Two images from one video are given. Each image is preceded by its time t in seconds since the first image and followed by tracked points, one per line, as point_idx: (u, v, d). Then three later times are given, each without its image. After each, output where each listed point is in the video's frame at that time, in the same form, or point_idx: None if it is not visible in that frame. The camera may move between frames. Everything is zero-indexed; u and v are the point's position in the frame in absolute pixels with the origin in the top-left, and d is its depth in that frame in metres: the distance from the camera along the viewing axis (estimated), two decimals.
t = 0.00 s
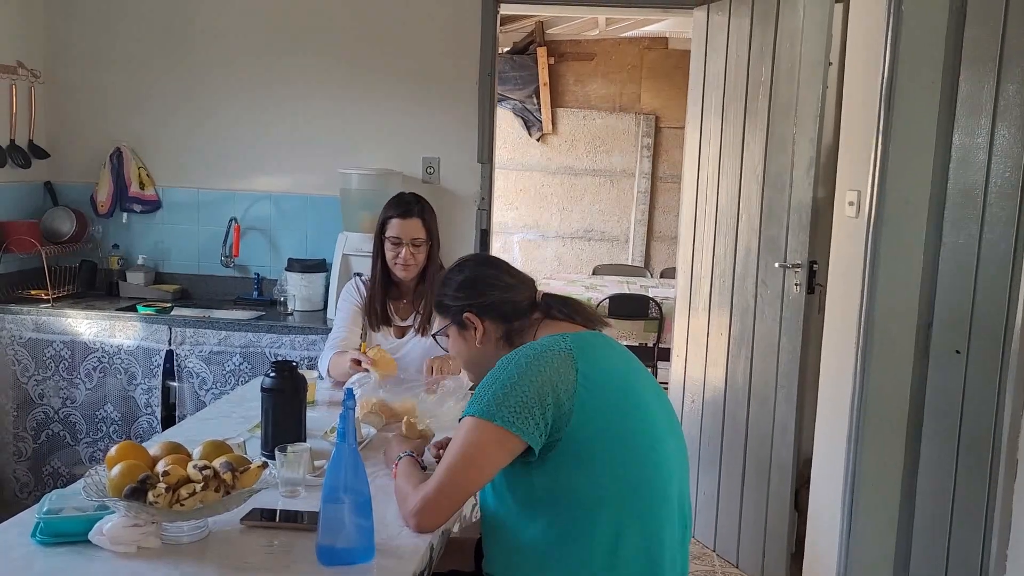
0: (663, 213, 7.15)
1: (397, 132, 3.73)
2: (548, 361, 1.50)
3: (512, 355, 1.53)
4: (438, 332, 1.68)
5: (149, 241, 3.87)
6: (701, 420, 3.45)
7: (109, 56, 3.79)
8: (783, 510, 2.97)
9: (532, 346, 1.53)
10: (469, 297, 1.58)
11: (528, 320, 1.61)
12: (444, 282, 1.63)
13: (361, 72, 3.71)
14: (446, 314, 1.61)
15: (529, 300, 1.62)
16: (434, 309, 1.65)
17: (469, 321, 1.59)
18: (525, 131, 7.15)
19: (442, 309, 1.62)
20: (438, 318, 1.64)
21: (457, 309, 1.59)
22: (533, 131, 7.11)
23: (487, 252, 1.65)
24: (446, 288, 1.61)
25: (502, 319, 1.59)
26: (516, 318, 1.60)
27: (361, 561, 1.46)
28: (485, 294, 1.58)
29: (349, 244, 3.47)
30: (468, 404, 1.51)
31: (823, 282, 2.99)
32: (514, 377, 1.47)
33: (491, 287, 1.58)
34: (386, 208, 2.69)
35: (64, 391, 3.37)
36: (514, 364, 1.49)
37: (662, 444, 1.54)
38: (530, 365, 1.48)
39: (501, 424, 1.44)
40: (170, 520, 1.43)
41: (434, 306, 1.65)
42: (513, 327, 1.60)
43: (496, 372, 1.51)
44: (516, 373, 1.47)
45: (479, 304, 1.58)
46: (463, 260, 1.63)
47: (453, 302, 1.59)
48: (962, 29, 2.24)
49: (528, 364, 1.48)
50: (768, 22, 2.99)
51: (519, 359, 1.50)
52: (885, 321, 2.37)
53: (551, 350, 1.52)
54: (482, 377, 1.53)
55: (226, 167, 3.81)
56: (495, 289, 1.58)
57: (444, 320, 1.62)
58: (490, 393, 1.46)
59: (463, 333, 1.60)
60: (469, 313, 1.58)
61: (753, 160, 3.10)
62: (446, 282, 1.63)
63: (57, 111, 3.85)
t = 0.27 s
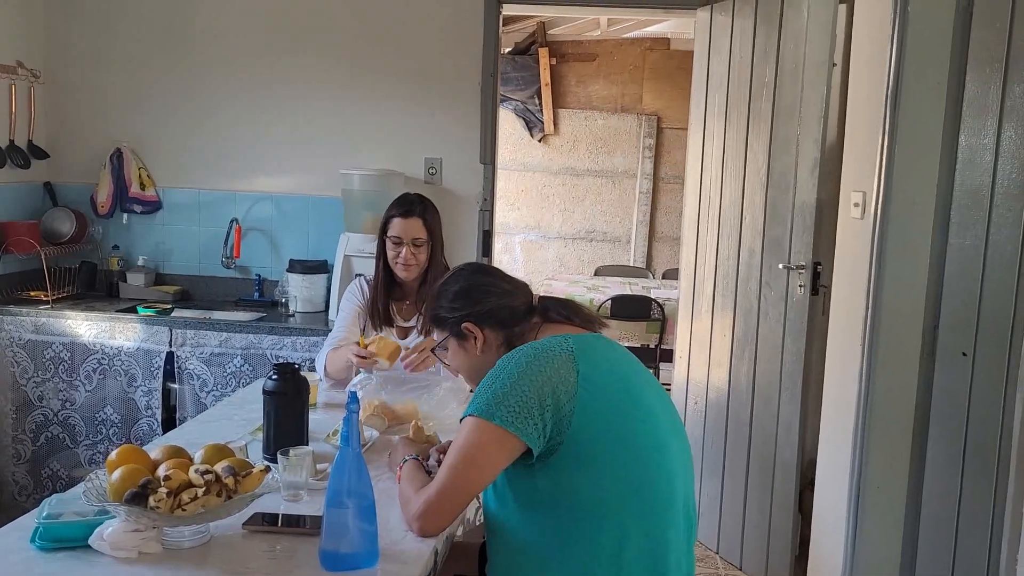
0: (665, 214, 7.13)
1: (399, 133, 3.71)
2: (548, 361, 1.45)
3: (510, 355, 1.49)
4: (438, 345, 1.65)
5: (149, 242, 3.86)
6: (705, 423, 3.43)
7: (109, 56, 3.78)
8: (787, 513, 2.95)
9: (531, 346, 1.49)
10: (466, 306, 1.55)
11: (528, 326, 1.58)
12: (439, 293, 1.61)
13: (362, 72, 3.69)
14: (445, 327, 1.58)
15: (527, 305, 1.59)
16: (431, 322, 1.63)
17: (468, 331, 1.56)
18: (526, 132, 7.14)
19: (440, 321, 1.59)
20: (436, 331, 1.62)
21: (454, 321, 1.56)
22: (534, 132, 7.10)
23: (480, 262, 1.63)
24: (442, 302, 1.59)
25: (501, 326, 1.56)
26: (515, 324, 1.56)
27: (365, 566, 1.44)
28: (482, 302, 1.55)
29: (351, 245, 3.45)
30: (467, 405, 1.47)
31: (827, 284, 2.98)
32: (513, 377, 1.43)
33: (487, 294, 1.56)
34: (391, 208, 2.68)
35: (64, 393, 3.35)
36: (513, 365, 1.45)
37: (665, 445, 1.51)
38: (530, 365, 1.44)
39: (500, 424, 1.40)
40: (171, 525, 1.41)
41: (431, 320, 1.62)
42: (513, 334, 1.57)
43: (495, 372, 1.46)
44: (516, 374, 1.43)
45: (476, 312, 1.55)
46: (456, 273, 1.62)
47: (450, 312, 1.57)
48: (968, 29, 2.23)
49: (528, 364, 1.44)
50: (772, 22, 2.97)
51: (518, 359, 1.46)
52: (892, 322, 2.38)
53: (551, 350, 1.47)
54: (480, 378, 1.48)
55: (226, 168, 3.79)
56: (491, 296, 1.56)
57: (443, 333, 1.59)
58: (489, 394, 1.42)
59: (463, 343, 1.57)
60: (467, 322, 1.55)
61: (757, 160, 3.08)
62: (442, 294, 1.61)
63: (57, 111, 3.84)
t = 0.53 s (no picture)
0: (668, 215, 7.12)
1: (402, 133, 3.71)
2: (552, 361, 1.44)
3: (514, 356, 1.48)
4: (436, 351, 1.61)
5: (152, 243, 3.85)
6: (709, 424, 3.42)
7: (111, 57, 3.77)
8: (792, 515, 2.94)
9: (535, 347, 1.48)
10: (466, 307, 1.53)
11: (529, 326, 1.57)
12: (435, 299, 1.58)
13: (365, 73, 3.69)
14: (444, 329, 1.55)
15: (526, 303, 1.58)
16: (428, 329, 1.59)
17: (471, 331, 1.54)
18: (529, 133, 7.13)
19: (439, 326, 1.56)
20: (434, 336, 1.58)
21: (455, 322, 1.53)
22: (537, 133, 7.09)
23: (475, 264, 1.62)
24: (439, 305, 1.56)
25: (504, 324, 1.55)
26: (517, 323, 1.55)
27: (370, 569, 1.43)
28: (482, 302, 1.54)
29: (354, 246, 3.44)
30: (471, 408, 1.46)
31: (832, 285, 2.97)
32: (518, 377, 1.42)
33: (486, 294, 1.55)
34: (393, 208, 2.68)
35: (67, 395, 3.35)
36: (517, 366, 1.44)
37: (669, 446, 1.50)
38: (534, 366, 1.43)
39: (505, 425, 1.38)
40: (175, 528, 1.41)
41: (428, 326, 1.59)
42: (514, 333, 1.56)
43: (499, 374, 1.45)
44: (520, 375, 1.42)
45: (478, 311, 1.53)
46: (451, 276, 1.60)
47: (450, 315, 1.54)
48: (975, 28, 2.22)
49: (531, 365, 1.43)
50: (776, 22, 2.96)
51: (521, 361, 1.45)
52: (899, 323, 2.38)
53: (554, 351, 1.46)
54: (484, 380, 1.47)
55: (229, 169, 3.78)
56: (491, 295, 1.55)
57: (443, 337, 1.56)
58: (494, 396, 1.41)
59: (466, 343, 1.55)
60: (470, 322, 1.53)
61: (761, 161, 3.07)
62: (437, 299, 1.58)
63: (59, 113, 3.83)
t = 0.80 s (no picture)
0: (670, 215, 7.10)
1: (404, 133, 3.69)
2: (562, 361, 1.42)
3: (524, 357, 1.46)
4: (442, 345, 1.56)
5: (153, 243, 3.84)
6: (712, 424, 3.40)
7: (112, 56, 3.76)
8: (797, 516, 2.92)
9: (544, 348, 1.46)
10: (483, 297, 1.51)
11: (540, 319, 1.56)
12: (447, 289, 1.54)
13: (366, 72, 3.67)
14: (461, 318, 1.51)
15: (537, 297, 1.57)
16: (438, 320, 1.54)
17: (489, 321, 1.50)
18: (531, 132, 7.11)
19: (453, 316, 1.51)
20: (445, 328, 1.53)
21: (475, 308, 1.50)
22: (539, 132, 7.07)
23: (483, 259, 1.60)
24: (455, 293, 1.52)
25: (520, 316, 1.53)
26: (531, 315, 1.55)
27: (375, 571, 1.41)
28: (499, 291, 1.52)
29: (356, 246, 3.42)
30: (480, 408, 1.44)
31: (837, 284, 2.95)
32: (528, 378, 1.40)
33: (502, 285, 1.53)
34: (393, 205, 2.65)
35: (67, 395, 3.33)
36: (528, 366, 1.42)
37: (677, 447, 1.49)
38: (544, 366, 1.41)
39: (516, 426, 1.37)
40: (178, 530, 1.39)
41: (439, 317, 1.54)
42: (528, 325, 1.55)
43: (509, 374, 1.43)
44: (531, 375, 1.40)
45: (496, 301, 1.51)
46: (462, 268, 1.57)
47: (468, 303, 1.50)
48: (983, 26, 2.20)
49: (542, 365, 1.41)
50: (782, 20, 2.95)
51: (531, 361, 1.43)
52: (905, 323, 2.37)
53: (564, 351, 1.45)
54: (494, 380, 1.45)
55: (230, 169, 3.77)
56: (508, 285, 1.54)
57: (457, 327, 1.51)
58: (505, 396, 1.39)
59: (483, 333, 1.51)
60: (489, 312, 1.50)
61: (765, 160, 3.05)
62: (450, 289, 1.54)
63: (60, 112, 3.81)
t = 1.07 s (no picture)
0: (672, 216, 7.11)
1: (406, 135, 3.70)
2: (563, 364, 1.43)
3: (525, 360, 1.46)
4: (449, 338, 1.57)
5: (155, 246, 3.85)
6: (714, 426, 3.41)
7: (114, 59, 3.77)
8: (798, 518, 2.93)
9: (545, 351, 1.47)
10: (492, 293, 1.52)
11: (547, 318, 1.57)
12: (456, 283, 1.55)
13: (368, 75, 3.68)
14: (468, 313, 1.52)
15: (546, 295, 1.58)
16: (445, 314, 1.56)
17: (496, 317, 1.52)
18: (532, 134, 7.12)
19: (460, 310, 1.53)
20: (452, 321, 1.54)
21: (482, 304, 1.51)
22: (540, 134, 7.08)
23: (494, 254, 1.61)
24: (463, 288, 1.53)
25: (527, 313, 1.54)
26: (537, 314, 1.55)
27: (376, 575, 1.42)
28: (508, 288, 1.53)
29: (357, 249, 3.43)
30: (481, 411, 1.45)
31: (837, 287, 2.96)
32: (529, 382, 1.40)
33: (511, 282, 1.54)
34: (392, 208, 2.67)
35: (70, 398, 3.34)
36: (529, 369, 1.43)
37: (676, 450, 1.49)
38: (544, 369, 1.42)
39: (516, 429, 1.37)
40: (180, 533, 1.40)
41: (447, 311, 1.55)
42: (534, 324, 1.55)
43: (510, 377, 1.44)
44: (532, 378, 1.41)
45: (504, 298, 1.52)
46: (471, 263, 1.58)
47: (476, 299, 1.51)
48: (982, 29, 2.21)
49: (542, 368, 1.42)
50: (781, 23, 2.95)
51: (532, 365, 1.43)
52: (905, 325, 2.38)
53: (565, 354, 1.45)
54: (495, 383, 1.46)
55: (232, 172, 3.78)
56: (517, 283, 1.55)
57: (464, 321, 1.53)
58: (505, 399, 1.40)
59: (489, 330, 1.53)
60: (496, 308, 1.51)
61: (766, 162, 3.06)
62: (458, 283, 1.55)
63: (62, 115, 3.83)
